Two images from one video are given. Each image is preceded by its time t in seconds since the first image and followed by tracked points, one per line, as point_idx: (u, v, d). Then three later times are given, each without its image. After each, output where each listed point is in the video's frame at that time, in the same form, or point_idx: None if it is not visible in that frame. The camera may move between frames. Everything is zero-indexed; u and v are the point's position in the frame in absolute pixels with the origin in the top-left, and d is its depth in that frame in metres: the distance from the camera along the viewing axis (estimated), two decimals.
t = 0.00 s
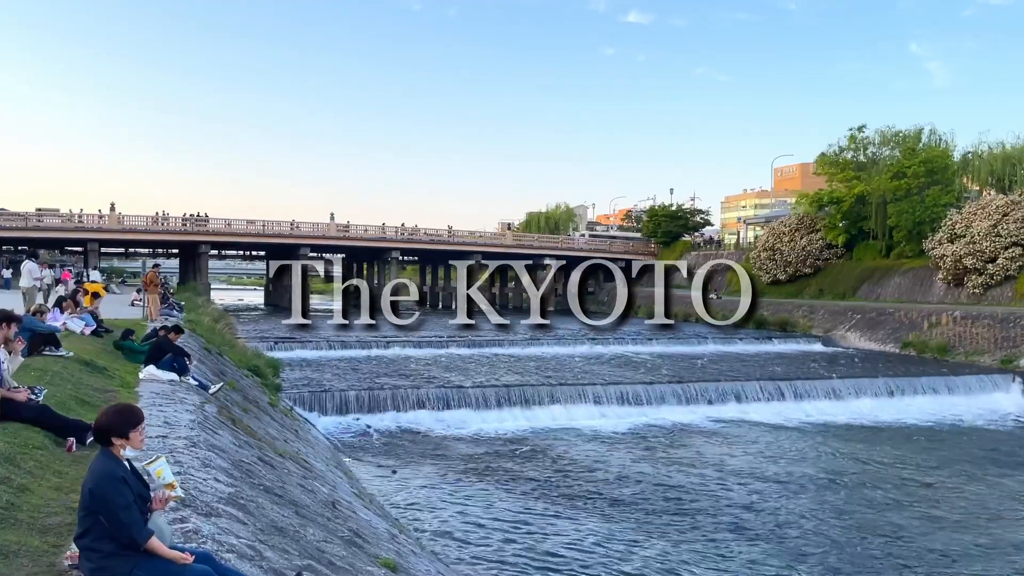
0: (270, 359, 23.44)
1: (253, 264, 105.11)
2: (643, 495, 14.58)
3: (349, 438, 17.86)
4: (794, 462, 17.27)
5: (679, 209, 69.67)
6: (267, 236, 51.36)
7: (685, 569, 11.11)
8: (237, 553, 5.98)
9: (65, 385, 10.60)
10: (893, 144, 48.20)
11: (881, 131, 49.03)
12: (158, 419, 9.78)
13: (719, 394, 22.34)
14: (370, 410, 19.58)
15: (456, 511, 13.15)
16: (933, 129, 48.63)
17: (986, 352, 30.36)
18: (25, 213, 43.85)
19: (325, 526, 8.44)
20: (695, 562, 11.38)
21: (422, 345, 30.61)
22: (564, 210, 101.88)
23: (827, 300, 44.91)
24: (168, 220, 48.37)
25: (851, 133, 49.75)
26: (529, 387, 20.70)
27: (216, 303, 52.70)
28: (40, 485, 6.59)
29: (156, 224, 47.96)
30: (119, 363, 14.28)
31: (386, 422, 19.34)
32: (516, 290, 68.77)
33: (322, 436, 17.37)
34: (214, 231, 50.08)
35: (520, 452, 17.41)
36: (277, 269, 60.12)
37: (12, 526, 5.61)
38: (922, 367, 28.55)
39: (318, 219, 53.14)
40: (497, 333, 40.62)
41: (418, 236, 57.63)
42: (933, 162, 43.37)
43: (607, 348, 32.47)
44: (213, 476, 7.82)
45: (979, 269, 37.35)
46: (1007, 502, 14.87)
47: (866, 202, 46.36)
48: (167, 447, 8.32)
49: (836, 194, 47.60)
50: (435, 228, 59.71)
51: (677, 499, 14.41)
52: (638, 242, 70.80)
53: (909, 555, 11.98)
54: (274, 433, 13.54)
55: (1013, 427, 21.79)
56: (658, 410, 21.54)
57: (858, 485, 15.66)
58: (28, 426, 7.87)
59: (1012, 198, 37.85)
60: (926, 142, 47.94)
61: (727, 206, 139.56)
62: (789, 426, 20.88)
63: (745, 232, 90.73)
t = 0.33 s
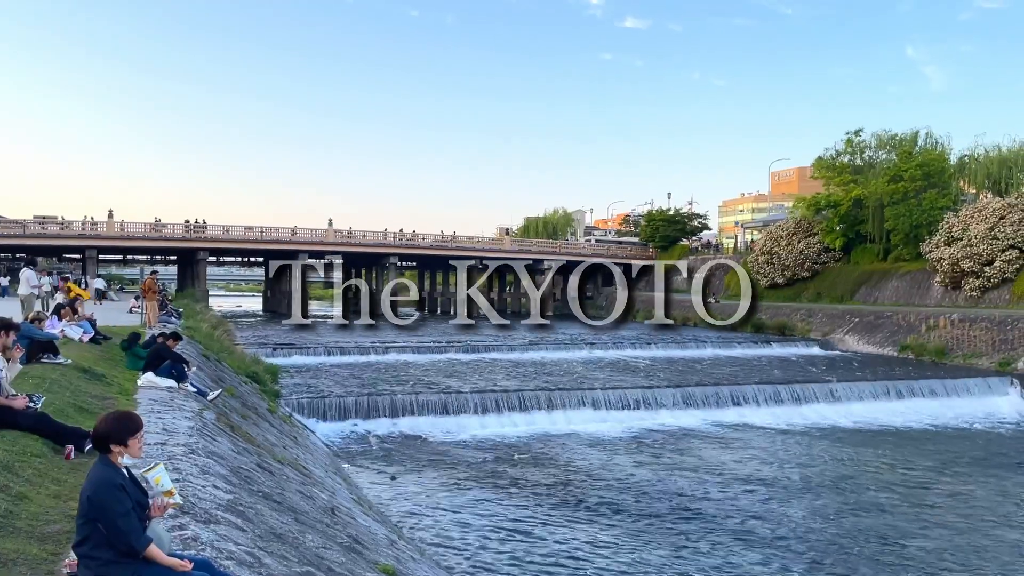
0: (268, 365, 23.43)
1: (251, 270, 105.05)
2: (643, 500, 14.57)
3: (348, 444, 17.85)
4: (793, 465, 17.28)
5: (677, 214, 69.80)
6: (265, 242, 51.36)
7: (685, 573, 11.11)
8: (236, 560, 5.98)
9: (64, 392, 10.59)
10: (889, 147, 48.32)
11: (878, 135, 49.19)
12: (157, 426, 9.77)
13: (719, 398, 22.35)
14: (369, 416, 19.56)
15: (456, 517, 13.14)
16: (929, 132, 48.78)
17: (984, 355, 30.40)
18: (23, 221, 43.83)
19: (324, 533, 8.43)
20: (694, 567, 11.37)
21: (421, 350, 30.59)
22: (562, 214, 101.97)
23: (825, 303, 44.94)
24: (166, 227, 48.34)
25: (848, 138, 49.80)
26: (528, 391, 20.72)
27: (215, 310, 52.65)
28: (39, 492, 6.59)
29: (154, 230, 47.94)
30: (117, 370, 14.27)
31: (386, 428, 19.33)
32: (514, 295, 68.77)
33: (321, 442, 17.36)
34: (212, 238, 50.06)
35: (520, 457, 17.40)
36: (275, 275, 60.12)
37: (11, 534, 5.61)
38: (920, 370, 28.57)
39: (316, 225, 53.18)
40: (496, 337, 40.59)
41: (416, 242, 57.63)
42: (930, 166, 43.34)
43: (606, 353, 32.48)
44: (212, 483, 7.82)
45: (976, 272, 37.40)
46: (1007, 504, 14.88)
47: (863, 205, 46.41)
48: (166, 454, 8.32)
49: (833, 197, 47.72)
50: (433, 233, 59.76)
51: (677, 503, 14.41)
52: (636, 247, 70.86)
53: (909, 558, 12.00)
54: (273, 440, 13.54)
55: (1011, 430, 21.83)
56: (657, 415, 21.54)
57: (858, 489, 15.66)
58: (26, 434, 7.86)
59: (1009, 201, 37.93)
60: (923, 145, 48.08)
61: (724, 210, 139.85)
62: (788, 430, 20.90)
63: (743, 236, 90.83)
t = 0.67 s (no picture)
0: (271, 373, 23.43)
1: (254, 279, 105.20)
2: (648, 507, 14.51)
3: (351, 452, 17.83)
4: (798, 471, 17.21)
5: (680, 220, 69.89)
6: (268, 251, 51.44)
7: None
8: (240, 569, 5.96)
9: (67, 401, 10.58)
10: (892, 152, 48.43)
11: (880, 140, 49.28)
12: (161, 435, 9.77)
13: (723, 404, 22.31)
14: (372, 423, 19.54)
15: (460, 524, 13.10)
16: (931, 137, 48.83)
17: (988, 360, 30.32)
18: (26, 230, 43.94)
19: (328, 541, 8.40)
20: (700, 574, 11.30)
21: (424, 358, 30.57)
22: (564, 221, 102.10)
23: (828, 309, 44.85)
24: (169, 235, 48.43)
25: (850, 143, 49.88)
26: (531, 399, 20.70)
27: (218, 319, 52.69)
28: (42, 502, 6.58)
29: (158, 239, 48.04)
30: (121, 379, 14.29)
31: (389, 435, 19.32)
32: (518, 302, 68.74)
33: (324, 450, 17.34)
34: (216, 246, 50.16)
35: (524, 464, 17.36)
36: (277, 278, 60.34)
37: (15, 543, 5.60)
38: (925, 375, 28.49)
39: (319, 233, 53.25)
40: (499, 343, 40.55)
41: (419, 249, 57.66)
42: (933, 171, 43.43)
43: (609, 359, 32.44)
44: (216, 492, 7.81)
45: (980, 277, 37.34)
46: (1014, 510, 14.81)
47: (866, 210, 46.38)
48: (170, 463, 8.31)
49: (836, 203, 47.75)
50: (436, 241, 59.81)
51: (682, 510, 14.35)
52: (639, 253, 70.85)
53: (916, 565, 11.93)
54: (276, 448, 13.52)
55: (1016, 435, 21.75)
56: (660, 421, 21.49)
57: (863, 495, 15.62)
58: (30, 444, 7.86)
59: (1013, 206, 37.90)
60: (925, 150, 48.12)
61: (726, 216, 139.93)
62: (792, 436, 20.84)
63: (746, 241, 90.91)
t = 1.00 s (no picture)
0: (281, 385, 23.46)
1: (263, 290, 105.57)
2: (658, 517, 14.45)
3: (360, 463, 17.83)
4: (810, 481, 17.10)
5: (688, 229, 69.93)
6: (277, 261, 51.63)
7: None
8: None
9: (78, 413, 10.62)
10: (900, 159, 48.31)
11: (888, 148, 49.18)
12: (171, 446, 9.79)
13: (732, 413, 22.21)
14: (381, 434, 19.54)
15: (470, 535, 13.06)
16: (940, 145, 48.70)
17: (1000, 368, 30.08)
18: (37, 242, 44.26)
19: (337, 553, 8.38)
20: None
21: (432, 368, 30.56)
22: (572, 230, 102.12)
23: (838, 317, 44.62)
24: (179, 246, 48.69)
25: (858, 151, 49.80)
26: (540, 409, 20.66)
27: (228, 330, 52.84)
28: (53, 513, 6.60)
29: (167, 250, 48.30)
30: (131, 391, 14.33)
31: (398, 446, 19.31)
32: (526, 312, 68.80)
33: (334, 461, 17.35)
34: (225, 257, 50.37)
35: (533, 474, 17.32)
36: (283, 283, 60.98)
37: (26, 556, 5.62)
38: (936, 384, 28.31)
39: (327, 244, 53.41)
40: (508, 353, 40.47)
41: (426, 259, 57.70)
42: (942, 178, 43.33)
43: (617, 369, 32.35)
44: (226, 503, 7.81)
45: (991, 285, 37.10)
46: None
47: (875, 218, 46.21)
48: (179, 474, 8.33)
49: (845, 211, 47.62)
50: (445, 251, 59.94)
51: (692, 521, 14.27)
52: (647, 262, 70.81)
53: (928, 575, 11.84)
54: (286, 459, 13.54)
55: None
56: (670, 431, 21.41)
57: (874, 504, 15.52)
58: (41, 456, 7.90)
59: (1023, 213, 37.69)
60: (934, 157, 47.97)
61: (735, 224, 139.69)
62: (803, 445, 20.73)
63: (755, 250, 90.60)
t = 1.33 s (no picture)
0: (294, 397, 23.52)
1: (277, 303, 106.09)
2: (673, 530, 14.34)
3: (373, 475, 17.84)
4: (826, 494, 16.97)
5: (700, 240, 69.91)
6: (290, 275, 51.89)
7: None
8: None
9: (95, 427, 10.70)
10: (914, 169, 48.08)
11: (902, 157, 48.97)
12: (186, 459, 9.85)
13: (747, 425, 22.07)
14: (395, 446, 19.55)
15: (483, 548, 13.03)
16: (954, 154, 48.44)
17: (1018, 380, 29.76)
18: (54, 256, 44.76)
19: (351, 566, 8.40)
20: None
21: (445, 380, 30.57)
22: (584, 242, 102.04)
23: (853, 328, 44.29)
24: (193, 260, 49.06)
25: (871, 161, 49.63)
26: (554, 421, 20.62)
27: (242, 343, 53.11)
28: (70, 527, 6.64)
29: (182, 264, 48.65)
30: (147, 404, 14.39)
31: (411, 458, 19.31)
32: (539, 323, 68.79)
33: (347, 473, 17.36)
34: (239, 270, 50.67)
35: (546, 487, 17.27)
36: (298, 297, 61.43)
37: (44, 568, 5.67)
38: (953, 395, 28.03)
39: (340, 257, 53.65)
40: (521, 365, 40.41)
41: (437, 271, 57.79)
42: (957, 188, 43.06)
43: (631, 381, 32.23)
44: (241, 516, 7.85)
45: (1008, 295, 36.75)
46: None
47: (889, 229, 45.98)
48: (195, 487, 8.37)
49: (859, 221, 47.40)
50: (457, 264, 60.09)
51: (707, 534, 14.15)
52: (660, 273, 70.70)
53: None
54: (300, 472, 13.58)
55: None
56: (684, 443, 21.29)
57: (892, 517, 15.36)
58: (58, 469, 7.96)
59: None
60: (948, 167, 47.71)
61: (748, 235, 139.28)
62: (819, 457, 20.56)
63: (769, 261, 90.13)
